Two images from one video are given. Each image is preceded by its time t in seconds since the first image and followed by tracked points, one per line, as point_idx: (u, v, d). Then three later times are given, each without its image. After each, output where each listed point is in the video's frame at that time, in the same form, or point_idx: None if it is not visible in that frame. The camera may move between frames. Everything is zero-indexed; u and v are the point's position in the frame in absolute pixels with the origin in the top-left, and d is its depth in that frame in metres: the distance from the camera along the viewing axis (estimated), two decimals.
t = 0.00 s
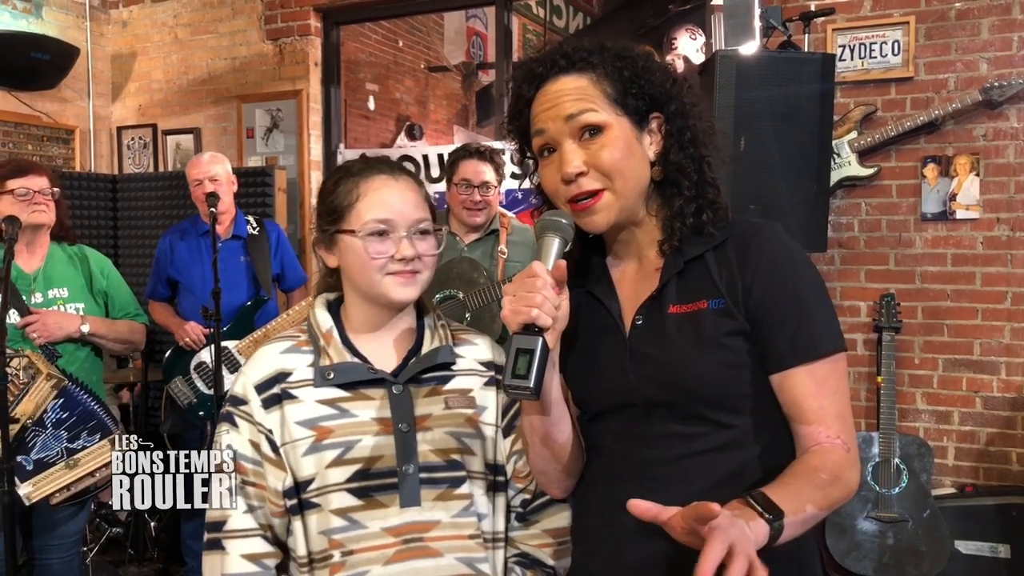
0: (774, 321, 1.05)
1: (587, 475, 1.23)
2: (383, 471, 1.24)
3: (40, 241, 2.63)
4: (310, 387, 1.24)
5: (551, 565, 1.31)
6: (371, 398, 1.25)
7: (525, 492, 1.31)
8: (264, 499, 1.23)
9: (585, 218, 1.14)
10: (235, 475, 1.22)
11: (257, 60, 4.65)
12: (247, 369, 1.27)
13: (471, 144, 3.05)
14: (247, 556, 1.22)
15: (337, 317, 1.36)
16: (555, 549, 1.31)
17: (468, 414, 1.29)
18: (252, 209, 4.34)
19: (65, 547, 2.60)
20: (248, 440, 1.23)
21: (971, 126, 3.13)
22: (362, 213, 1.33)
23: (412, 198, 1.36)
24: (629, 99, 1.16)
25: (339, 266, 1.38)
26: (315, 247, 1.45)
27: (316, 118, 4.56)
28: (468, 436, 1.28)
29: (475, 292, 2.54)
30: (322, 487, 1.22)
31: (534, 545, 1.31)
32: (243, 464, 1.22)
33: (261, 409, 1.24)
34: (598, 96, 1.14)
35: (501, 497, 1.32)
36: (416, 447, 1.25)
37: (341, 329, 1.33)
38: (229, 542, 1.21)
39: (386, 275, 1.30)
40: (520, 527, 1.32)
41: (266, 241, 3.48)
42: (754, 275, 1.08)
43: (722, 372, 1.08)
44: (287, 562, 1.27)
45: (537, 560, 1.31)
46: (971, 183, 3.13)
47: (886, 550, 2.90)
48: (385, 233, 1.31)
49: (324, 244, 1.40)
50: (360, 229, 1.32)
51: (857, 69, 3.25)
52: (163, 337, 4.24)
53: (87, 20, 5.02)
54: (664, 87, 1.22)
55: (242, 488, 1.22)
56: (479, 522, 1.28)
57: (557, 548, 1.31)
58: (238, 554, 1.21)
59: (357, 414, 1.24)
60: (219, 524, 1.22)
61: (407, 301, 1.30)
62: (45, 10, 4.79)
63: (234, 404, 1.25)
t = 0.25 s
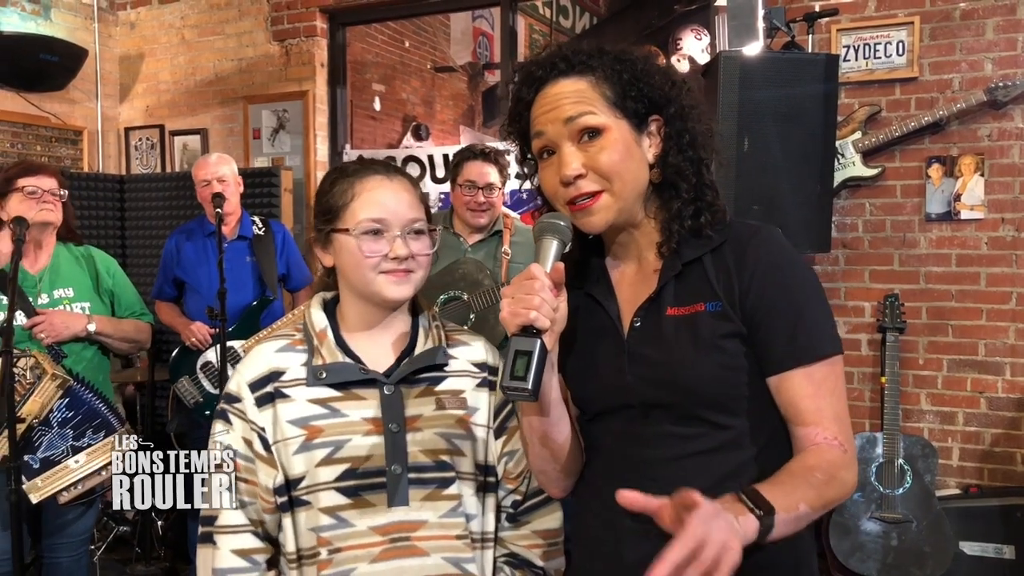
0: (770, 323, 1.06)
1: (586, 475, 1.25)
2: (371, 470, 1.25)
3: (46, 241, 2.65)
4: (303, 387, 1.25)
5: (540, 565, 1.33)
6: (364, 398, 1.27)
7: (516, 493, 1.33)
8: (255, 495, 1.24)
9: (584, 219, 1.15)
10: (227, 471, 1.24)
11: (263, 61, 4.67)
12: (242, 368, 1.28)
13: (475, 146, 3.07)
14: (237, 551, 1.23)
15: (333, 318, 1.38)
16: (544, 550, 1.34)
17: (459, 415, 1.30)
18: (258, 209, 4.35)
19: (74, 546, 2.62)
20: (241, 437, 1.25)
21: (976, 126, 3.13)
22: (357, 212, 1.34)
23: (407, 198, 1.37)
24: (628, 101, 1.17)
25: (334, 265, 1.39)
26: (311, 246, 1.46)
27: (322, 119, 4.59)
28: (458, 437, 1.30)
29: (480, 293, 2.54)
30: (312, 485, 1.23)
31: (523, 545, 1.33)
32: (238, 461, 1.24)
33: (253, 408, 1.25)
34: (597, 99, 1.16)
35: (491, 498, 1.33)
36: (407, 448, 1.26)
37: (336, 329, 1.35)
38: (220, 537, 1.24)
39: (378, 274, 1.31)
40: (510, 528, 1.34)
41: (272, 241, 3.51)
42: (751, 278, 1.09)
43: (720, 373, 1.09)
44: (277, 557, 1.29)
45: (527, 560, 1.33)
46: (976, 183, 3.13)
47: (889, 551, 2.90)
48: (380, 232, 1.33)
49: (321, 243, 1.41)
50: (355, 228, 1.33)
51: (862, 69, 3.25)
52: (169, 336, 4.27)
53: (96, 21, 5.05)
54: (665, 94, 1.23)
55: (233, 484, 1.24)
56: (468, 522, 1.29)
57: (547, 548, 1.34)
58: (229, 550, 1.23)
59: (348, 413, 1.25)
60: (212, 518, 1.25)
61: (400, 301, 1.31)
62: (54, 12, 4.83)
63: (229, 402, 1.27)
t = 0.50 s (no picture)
0: (772, 323, 1.06)
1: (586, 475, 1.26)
2: (368, 468, 1.26)
3: (52, 241, 2.67)
4: (300, 386, 1.26)
5: (536, 563, 1.34)
6: (361, 397, 1.27)
7: (513, 492, 1.34)
8: (254, 492, 1.25)
9: (585, 218, 1.15)
10: (226, 469, 1.25)
11: (270, 61, 4.69)
12: (241, 367, 1.29)
13: (479, 146, 3.07)
14: (234, 548, 1.25)
15: (332, 318, 1.38)
16: (541, 547, 1.34)
17: (456, 414, 1.30)
18: (265, 209, 4.38)
19: (83, 542, 2.65)
20: (240, 435, 1.26)
21: (982, 126, 3.12)
22: (357, 212, 1.35)
23: (408, 197, 1.38)
24: (627, 101, 1.18)
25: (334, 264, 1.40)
26: (311, 245, 1.47)
27: (329, 119, 4.60)
28: (455, 436, 1.30)
29: (483, 294, 2.54)
30: (310, 482, 1.24)
31: (520, 543, 1.34)
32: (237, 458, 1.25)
33: (252, 406, 1.26)
34: (598, 98, 1.16)
35: (488, 496, 1.34)
36: (404, 446, 1.27)
37: (334, 329, 1.36)
38: (219, 533, 1.25)
39: (379, 274, 1.32)
40: (507, 526, 1.34)
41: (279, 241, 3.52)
42: (752, 279, 1.09)
43: (721, 372, 1.11)
44: (275, 554, 1.30)
45: (523, 558, 1.34)
46: (983, 183, 3.12)
47: (895, 551, 2.89)
48: (380, 232, 1.34)
49: (321, 242, 1.42)
50: (355, 227, 1.34)
51: (868, 69, 3.25)
52: (177, 336, 4.29)
53: (104, 23, 5.08)
54: (666, 91, 1.24)
55: (231, 481, 1.25)
56: (464, 520, 1.30)
57: (544, 546, 1.34)
58: (227, 546, 1.25)
59: (345, 412, 1.26)
60: (210, 515, 1.26)
61: (401, 299, 1.32)
62: (63, 13, 4.86)
63: (229, 399, 1.28)
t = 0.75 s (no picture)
0: (781, 335, 1.07)
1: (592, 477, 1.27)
2: (379, 468, 1.27)
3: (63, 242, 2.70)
4: (311, 386, 1.28)
5: (545, 562, 1.34)
6: (371, 397, 1.29)
7: (522, 491, 1.35)
8: (265, 492, 1.27)
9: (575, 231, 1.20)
10: (239, 469, 1.27)
11: (281, 63, 4.72)
12: (252, 368, 1.31)
13: (486, 146, 3.09)
14: (246, 547, 1.26)
15: (342, 318, 1.40)
16: (549, 547, 1.34)
17: (464, 414, 1.32)
18: (275, 210, 4.40)
19: (93, 538, 2.69)
20: (251, 435, 1.27)
21: (993, 125, 3.11)
22: (366, 214, 1.36)
23: (417, 200, 1.39)
24: (597, 114, 1.14)
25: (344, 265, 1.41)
26: (320, 245, 1.47)
27: (339, 120, 4.63)
28: (464, 436, 1.31)
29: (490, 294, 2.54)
30: (321, 483, 1.26)
31: (528, 543, 1.34)
32: (248, 458, 1.27)
33: (264, 406, 1.28)
34: (568, 118, 1.16)
35: (496, 495, 1.34)
36: (414, 446, 1.28)
37: (344, 329, 1.37)
38: (230, 533, 1.26)
39: (388, 275, 1.33)
40: (516, 525, 1.35)
41: (289, 242, 3.54)
42: (763, 289, 1.10)
43: (728, 378, 1.11)
44: (286, 553, 1.32)
45: (531, 557, 1.34)
46: (993, 183, 3.11)
47: (904, 553, 2.89)
48: (388, 234, 1.35)
49: (331, 244, 1.43)
50: (364, 229, 1.35)
51: (877, 69, 3.24)
52: (187, 335, 4.33)
53: (116, 25, 5.12)
54: (676, 87, 1.20)
55: (243, 482, 1.26)
56: (474, 520, 1.31)
57: (553, 546, 1.34)
58: (239, 546, 1.26)
59: (356, 412, 1.27)
60: (223, 515, 1.27)
61: (410, 300, 1.33)
62: (75, 15, 4.90)
63: (240, 400, 1.29)
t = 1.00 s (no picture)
0: (787, 356, 1.06)
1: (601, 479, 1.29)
2: (394, 467, 1.28)
3: (73, 240, 2.72)
4: (325, 386, 1.29)
5: (558, 560, 1.34)
6: (384, 396, 1.30)
7: (534, 490, 1.35)
8: (280, 492, 1.27)
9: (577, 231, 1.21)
10: (253, 469, 1.27)
11: (291, 63, 4.74)
12: (265, 367, 1.32)
13: (494, 146, 3.09)
14: (262, 548, 1.26)
15: (353, 317, 1.41)
16: (562, 545, 1.34)
17: (476, 413, 1.33)
18: (285, 210, 4.41)
19: (104, 535, 2.72)
20: (265, 435, 1.28)
21: (1004, 125, 3.09)
22: (382, 214, 1.37)
23: (431, 201, 1.40)
24: (600, 116, 1.12)
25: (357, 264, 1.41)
26: (335, 244, 1.48)
27: (349, 121, 4.64)
28: (477, 435, 1.32)
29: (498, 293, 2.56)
30: (336, 482, 1.27)
31: (541, 541, 1.35)
32: (262, 458, 1.27)
33: (278, 406, 1.28)
34: (573, 120, 1.14)
35: (509, 495, 1.35)
36: (428, 445, 1.29)
37: (356, 328, 1.38)
38: (246, 534, 1.26)
39: (406, 274, 1.34)
40: (529, 524, 1.36)
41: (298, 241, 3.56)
42: (769, 309, 1.08)
43: (731, 396, 1.11)
44: (300, 554, 1.32)
45: (544, 555, 1.35)
46: (1004, 183, 3.09)
47: (915, 553, 2.88)
48: (407, 233, 1.36)
49: (344, 243, 1.43)
50: (382, 229, 1.36)
51: (887, 68, 3.23)
52: (197, 334, 4.35)
53: (127, 26, 5.15)
54: (684, 87, 1.17)
55: (258, 482, 1.27)
56: (488, 518, 1.32)
57: (565, 544, 1.34)
58: (254, 546, 1.26)
59: (370, 411, 1.28)
60: (238, 516, 1.27)
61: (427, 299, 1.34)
62: (87, 17, 4.94)
63: (253, 400, 1.30)
